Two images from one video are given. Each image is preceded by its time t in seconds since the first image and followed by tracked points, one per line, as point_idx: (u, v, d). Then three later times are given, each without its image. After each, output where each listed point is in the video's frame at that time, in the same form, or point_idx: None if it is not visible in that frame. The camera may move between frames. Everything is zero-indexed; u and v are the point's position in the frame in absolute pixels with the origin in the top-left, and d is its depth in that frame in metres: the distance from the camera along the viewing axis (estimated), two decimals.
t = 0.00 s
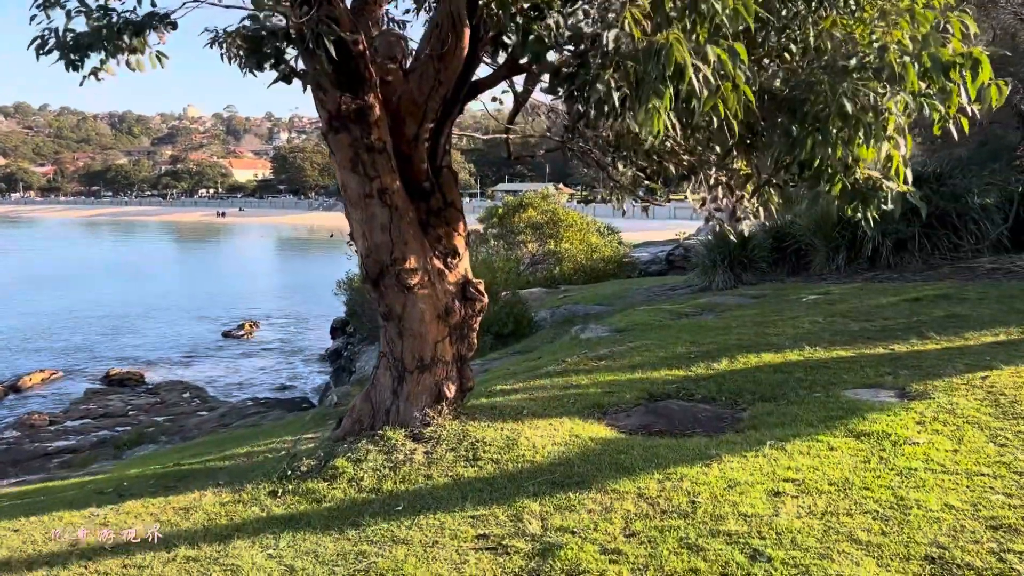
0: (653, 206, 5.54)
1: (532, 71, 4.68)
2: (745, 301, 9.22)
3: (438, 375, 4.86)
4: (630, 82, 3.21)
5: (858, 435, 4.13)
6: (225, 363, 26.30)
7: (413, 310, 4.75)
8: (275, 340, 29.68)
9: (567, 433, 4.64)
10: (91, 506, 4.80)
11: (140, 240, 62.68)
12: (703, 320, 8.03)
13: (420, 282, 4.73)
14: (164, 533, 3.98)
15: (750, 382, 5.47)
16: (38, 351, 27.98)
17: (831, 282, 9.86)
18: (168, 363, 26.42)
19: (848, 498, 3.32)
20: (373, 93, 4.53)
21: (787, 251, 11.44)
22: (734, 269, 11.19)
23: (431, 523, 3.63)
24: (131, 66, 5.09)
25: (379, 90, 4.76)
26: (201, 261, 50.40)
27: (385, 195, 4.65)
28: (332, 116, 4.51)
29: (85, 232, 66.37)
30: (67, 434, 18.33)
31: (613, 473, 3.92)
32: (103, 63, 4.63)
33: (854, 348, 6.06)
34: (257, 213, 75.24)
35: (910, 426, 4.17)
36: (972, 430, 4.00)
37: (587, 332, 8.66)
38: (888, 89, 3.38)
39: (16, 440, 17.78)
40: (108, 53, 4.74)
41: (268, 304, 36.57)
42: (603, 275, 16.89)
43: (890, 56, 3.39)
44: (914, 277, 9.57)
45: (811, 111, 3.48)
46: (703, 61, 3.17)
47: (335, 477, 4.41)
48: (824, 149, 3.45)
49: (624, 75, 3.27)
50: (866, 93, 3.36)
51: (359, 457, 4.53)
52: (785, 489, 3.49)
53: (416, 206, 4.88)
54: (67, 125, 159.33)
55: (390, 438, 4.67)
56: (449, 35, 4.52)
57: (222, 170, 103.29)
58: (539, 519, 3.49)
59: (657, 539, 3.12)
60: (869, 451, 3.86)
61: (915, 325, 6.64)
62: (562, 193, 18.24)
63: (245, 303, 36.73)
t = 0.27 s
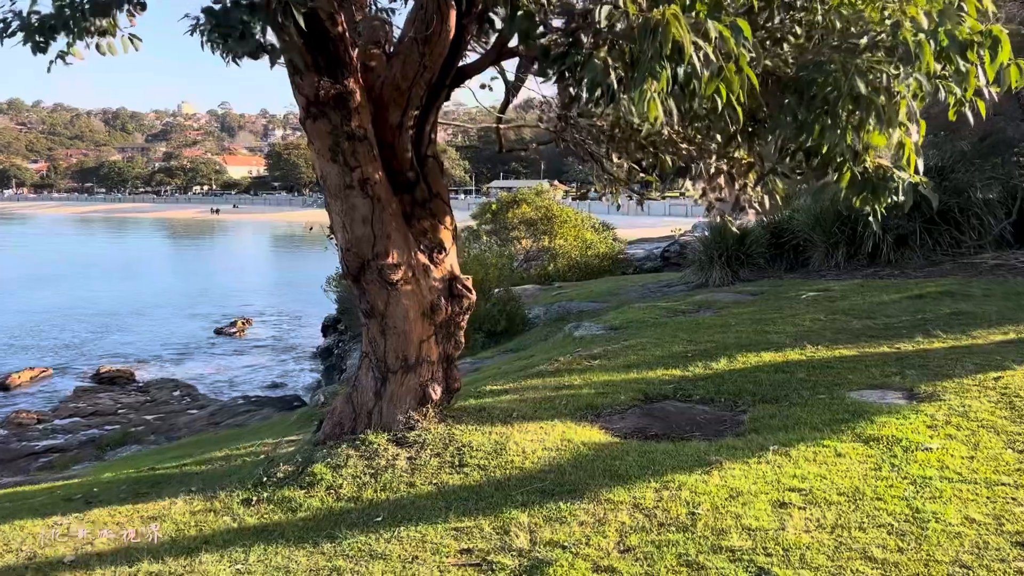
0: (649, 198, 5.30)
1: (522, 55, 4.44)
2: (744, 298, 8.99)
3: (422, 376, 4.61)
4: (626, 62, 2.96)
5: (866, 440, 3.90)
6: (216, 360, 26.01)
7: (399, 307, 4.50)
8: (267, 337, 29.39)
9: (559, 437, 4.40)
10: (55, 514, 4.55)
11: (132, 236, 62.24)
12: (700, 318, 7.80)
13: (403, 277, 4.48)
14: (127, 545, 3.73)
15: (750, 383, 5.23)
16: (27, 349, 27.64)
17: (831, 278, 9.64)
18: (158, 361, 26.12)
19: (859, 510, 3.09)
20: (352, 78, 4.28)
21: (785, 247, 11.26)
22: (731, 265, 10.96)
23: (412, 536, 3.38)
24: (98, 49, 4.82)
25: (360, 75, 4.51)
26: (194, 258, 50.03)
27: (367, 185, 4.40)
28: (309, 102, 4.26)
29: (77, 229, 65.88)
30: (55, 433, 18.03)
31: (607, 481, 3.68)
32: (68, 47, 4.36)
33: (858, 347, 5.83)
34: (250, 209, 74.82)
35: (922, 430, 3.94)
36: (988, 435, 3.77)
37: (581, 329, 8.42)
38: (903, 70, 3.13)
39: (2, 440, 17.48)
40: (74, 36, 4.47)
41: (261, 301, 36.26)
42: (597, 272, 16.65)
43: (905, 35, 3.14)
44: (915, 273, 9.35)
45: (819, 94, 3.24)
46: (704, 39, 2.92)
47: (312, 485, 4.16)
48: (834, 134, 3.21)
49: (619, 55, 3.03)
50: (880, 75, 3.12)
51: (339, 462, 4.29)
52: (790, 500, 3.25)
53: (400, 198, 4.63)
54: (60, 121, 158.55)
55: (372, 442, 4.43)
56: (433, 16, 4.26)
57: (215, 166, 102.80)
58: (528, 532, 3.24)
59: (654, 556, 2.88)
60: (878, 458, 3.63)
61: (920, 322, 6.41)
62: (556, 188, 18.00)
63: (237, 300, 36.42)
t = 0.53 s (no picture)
0: (647, 197, 5.08)
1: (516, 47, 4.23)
2: (744, 299, 8.77)
3: (409, 384, 4.38)
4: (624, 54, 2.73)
5: (877, 454, 3.69)
6: (210, 359, 25.76)
7: (383, 312, 4.27)
8: (262, 336, 29.15)
9: (553, 449, 4.18)
10: (22, 529, 4.32)
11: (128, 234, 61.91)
12: (700, 320, 7.58)
13: (388, 281, 4.25)
14: (92, 566, 3.50)
15: (752, 390, 5.02)
16: (19, 347, 27.36)
17: (832, 279, 9.43)
18: (151, 360, 25.87)
19: (873, 534, 2.88)
20: (335, 70, 4.07)
21: (785, 247, 11.05)
22: (730, 265, 10.74)
23: (395, 559, 3.16)
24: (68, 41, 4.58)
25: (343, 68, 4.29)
26: (189, 256, 49.74)
27: (350, 183, 4.18)
28: (289, 96, 4.04)
29: (72, 226, 65.53)
30: (45, 433, 17.78)
31: (602, 499, 3.46)
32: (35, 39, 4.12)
33: (864, 352, 5.62)
34: (247, 207, 74.51)
35: (935, 444, 3.73)
36: (1006, 450, 3.56)
37: (577, 331, 8.21)
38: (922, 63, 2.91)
39: None
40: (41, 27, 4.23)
41: (256, 300, 36.00)
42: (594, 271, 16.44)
43: (925, 26, 2.91)
44: (919, 274, 9.14)
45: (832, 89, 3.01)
46: (710, 30, 2.69)
47: (291, 499, 3.94)
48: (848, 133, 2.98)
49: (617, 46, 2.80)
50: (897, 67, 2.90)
51: (320, 476, 4.07)
52: (799, 522, 3.04)
53: (386, 197, 4.40)
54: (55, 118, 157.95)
55: (356, 454, 4.21)
56: (419, 6, 4.03)
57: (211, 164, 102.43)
58: (519, 556, 3.03)
59: None
60: (891, 474, 3.42)
61: (926, 326, 6.20)
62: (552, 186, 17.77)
63: (232, 299, 36.15)
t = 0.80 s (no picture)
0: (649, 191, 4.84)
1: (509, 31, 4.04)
2: (748, 298, 8.54)
3: (398, 387, 4.15)
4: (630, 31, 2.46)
5: (895, 464, 3.46)
6: (206, 359, 25.52)
7: (370, 311, 4.04)
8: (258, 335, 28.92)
9: (550, 456, 3.95)
10: None
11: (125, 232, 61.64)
12: (703, 320, 7.35)
13: (376, 278, 4.01)
14: None
15: (760, 394, 4.79)
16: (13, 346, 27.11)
17: (838, 278, 9.20)
18: (147, 360, 25.62)
19: (898, 555, 2.65)
20: (319, 55, 3.84)
21: (788, 245, 10.82)
22: (732, 264, 10.51)
23: None
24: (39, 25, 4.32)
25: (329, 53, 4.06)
26: (186, 254, 49.50)
27: (335, 175, 3.95)
28: (270, 82, 3.81)
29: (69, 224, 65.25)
30: (38, 433, 17.53)
31: (602, 512, 3.23)
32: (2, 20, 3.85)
33: (875, 354, 5.38)
34: (244, 205, 74.23)
35: (958, 452, 3.51)
36: None
37: (576, 331, 7.98)
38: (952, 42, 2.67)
39: None
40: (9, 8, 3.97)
41: (253, 299, 35.76)
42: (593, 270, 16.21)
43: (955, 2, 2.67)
44: (926, 273, 8.91)
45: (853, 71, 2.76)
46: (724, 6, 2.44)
47: (272, 510, 3.70)
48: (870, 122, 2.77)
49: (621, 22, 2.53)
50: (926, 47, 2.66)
51: (303, 486, 3.84)
52: (816, 540, 2.81)
53: (375, 189, 4.16)
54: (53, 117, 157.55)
55: (342, 462, 3.98)
56: None
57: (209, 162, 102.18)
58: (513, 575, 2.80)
59: None
60: (912, 486, 3.19)
61: (938, 327, 5.97)
62: (551, 184, 17.54)
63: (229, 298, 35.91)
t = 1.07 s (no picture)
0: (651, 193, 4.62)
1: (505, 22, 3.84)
2: (752, 303, 8.32)
3: (385, 400, 3.91)
4: (638, 8, 2.24)
5: (916, 485, 3.23)
6: (202, 361, 25.29)
7: (357, 318, 3.81)
8: (255, 337, 28.70)
9: (548, 474, 3.72)
10: None
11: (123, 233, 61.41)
12: (706, 325, 7.13)
13: (361, 284, 3.78)
14: None
15: (768, 406, 4.56)
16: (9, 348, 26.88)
17: (844, 282, 8.98)
18: (142, 362, 25.38)
19: None
20: (302, 47, 3.62)
21: (792, 248, 10.60)
22: (735, 267, 10.28)
23: None
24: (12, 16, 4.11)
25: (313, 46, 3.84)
26: (184, 255, 49.27)
27: (319, 174, 3.71)
28: (250, 75, 3.58)
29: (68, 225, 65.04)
30: (31, 436, 17.29)
31: (603, 538, 3.00)
32: None
33: (888, 363, 5.15)
34: (243, 206, 73.97)
35: (983, 473, 3.28)
36: None
37: (575, 337, 7.75)
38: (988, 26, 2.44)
39: None
40: None
41: (250, 300, 35.54)
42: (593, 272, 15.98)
43: None
44: (934, 277, 8.69)
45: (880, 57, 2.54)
46: None
47: (250, 532, 3.47)
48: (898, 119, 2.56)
49: None
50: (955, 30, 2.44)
51: (286, 506, 3.61)
52: (836, 572, 2.58)
53: (362, 190, 3.93)
54: (52, 117, 157.33)
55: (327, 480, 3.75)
56: None
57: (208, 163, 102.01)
58: None
59: None
60: (936, 511, 2.96)
61: (953, 334, 5.74)
62: (550, 185, 17.32)
63: (226, 299, 35.69)
